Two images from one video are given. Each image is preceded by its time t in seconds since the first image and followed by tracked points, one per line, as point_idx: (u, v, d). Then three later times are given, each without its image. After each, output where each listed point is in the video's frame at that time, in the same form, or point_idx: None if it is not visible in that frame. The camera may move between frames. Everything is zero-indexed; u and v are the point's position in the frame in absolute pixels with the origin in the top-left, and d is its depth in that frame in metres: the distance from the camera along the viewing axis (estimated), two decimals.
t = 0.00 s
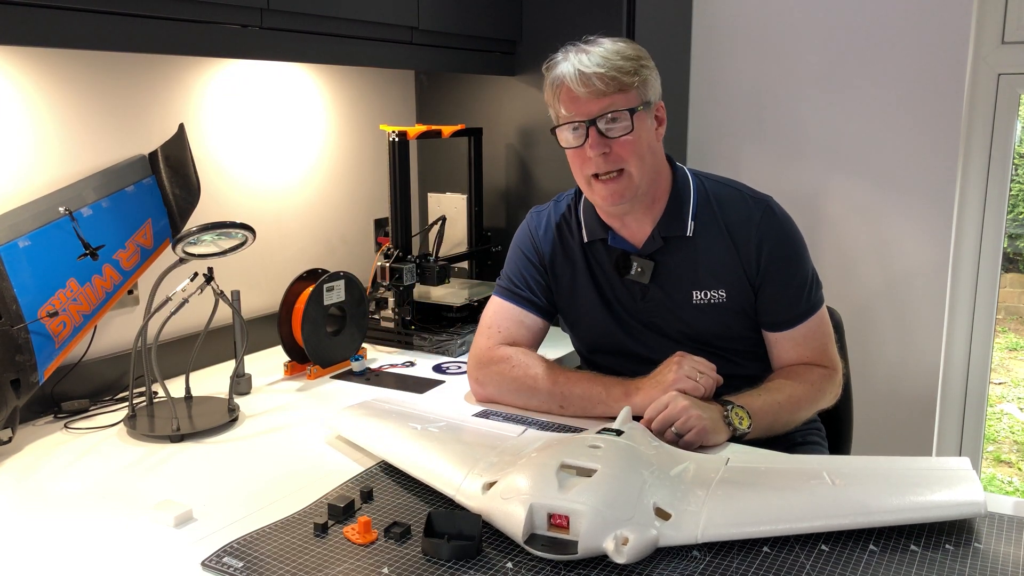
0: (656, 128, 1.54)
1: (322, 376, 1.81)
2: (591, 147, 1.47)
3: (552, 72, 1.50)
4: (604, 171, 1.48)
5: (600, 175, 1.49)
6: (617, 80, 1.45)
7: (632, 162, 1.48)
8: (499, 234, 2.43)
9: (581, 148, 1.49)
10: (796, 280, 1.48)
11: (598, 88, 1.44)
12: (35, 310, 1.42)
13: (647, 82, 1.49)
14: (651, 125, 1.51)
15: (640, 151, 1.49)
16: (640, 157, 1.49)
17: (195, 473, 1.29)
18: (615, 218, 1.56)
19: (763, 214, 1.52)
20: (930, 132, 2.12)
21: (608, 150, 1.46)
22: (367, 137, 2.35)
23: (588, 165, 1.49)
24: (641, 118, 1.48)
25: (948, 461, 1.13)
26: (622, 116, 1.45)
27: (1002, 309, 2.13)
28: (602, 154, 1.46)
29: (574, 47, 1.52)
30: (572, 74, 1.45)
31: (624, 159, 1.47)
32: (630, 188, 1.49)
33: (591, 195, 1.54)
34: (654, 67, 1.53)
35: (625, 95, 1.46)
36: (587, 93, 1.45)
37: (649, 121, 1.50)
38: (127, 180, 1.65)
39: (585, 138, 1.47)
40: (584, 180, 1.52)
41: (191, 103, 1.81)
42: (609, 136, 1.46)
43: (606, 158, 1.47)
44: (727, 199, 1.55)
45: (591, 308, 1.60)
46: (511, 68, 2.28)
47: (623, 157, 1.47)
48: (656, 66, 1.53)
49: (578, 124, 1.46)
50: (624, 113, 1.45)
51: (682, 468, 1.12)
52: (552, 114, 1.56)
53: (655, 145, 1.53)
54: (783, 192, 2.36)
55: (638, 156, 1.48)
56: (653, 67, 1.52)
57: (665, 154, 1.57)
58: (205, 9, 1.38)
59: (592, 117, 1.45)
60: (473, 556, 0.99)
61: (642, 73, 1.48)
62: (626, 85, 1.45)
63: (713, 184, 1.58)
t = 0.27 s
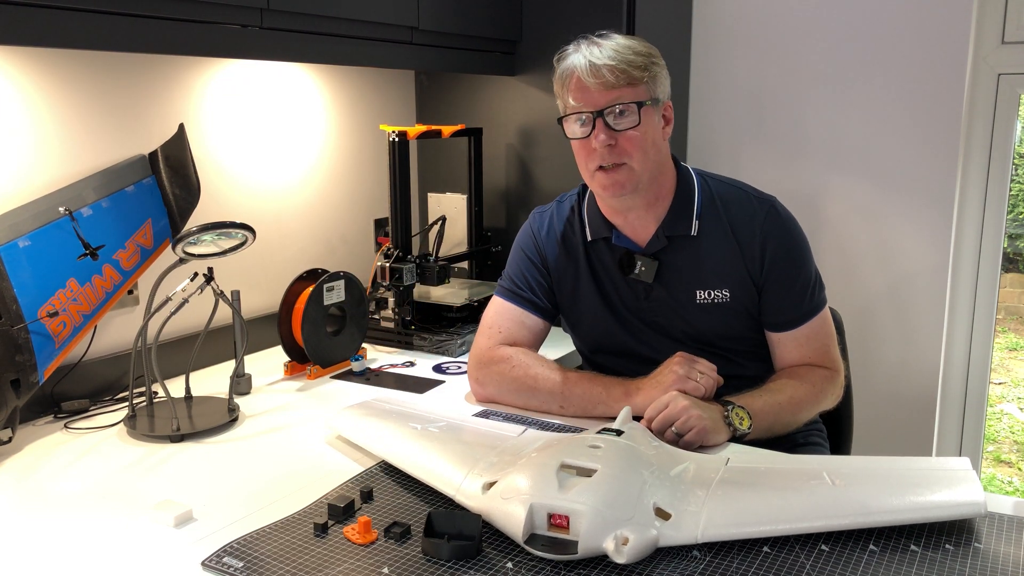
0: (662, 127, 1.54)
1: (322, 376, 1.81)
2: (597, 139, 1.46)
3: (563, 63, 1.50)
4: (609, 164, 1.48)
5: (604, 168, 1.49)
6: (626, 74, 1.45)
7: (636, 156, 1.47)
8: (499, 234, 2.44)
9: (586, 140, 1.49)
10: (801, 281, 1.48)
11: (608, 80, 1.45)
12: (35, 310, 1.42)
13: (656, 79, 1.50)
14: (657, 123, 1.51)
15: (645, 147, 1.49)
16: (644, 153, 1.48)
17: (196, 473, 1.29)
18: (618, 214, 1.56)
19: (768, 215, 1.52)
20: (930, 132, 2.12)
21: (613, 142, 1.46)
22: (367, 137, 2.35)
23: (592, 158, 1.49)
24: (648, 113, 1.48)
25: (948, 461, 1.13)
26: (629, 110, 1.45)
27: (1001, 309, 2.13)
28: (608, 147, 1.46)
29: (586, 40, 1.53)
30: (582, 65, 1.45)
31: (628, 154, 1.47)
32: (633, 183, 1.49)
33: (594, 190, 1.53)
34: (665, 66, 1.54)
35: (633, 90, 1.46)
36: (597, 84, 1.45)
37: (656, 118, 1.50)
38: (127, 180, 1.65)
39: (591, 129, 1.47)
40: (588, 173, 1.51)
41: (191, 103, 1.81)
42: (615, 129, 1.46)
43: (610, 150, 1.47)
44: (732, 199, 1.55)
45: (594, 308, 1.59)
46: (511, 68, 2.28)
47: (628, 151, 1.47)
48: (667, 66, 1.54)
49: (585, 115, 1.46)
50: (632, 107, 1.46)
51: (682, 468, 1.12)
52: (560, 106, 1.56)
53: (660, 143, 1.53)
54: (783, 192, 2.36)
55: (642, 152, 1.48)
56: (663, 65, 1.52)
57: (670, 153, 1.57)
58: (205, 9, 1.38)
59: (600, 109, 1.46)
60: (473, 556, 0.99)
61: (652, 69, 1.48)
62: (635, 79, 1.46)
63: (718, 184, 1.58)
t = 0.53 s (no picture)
0: (666, 128, 1.54)
1: (322, 376, 1.81)
2: (601, 138, 1.46)
3: (570, 61, 1.50)
4: (612, 164, 1.48)
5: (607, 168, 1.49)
6: (632, 74, 1.45)
7: (640, 157, 1.47)
8: (499, 234, 2.44)
9: (590, 139, 1.49)
10: (802, 282, 1.48)
11: (614, 80, 1.45)
12: (35, 310, 1.42)
13: (663, 80, 1.50)
14: (662, 124, 1.51)
15: (649, 148, 1.49)
16: (648, 154, 1.48)
17: (195, 473, 1.29)
18: (619, 214, 1.55)
19: (770, 215, 1.52)
20: (930, 132, 2.12)
21: (617, 142, 1.46)
22: (367, 137, 2.35)
23: (595, 157, 1.49)
24: (653, 114, 1.48)
25: (948, 462, 1.13)
26: (634, 110, 1.45)
27: (1001, 309, 2.13)
28: (612, 146, 1.46)
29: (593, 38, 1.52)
30: (589, 63, 1.45)
31: (632, 154, 1.47)
32: (635, 184, 1.49)
33: (596, 189, 1.53)
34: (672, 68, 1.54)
35: (639, 91, 1.46)
36: (603, 84, 1.45)
37: (660, 120, 1.50)
38: (126, 180, 1.65)
39: (596, 129, 1.47)
40: (591, 172, 1.51)
41: (191, 103, 1.81)
42: (619, 129, 1.46)
43: (614, 150, 1.47)
44: (734, 200, 1.55)
45: (595, 308, 1.59)
46: (511, 68, 2.28)
47: (632, 151, 1.47)
48: (673, 67, 1.54)
49: (590, 114, 1.46)
50: (637, 107, 1.46)
51: (683, 468, 1.12)
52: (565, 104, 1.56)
53: (664, 145, 1.53)
54: (782, 192, 2.36)
55: (646, 153, 1.48)
56: (670, 66, 1.52)
57: (673, 154, 1.57)
58: (205, 9, 1.38)
59: (605, 108, 1.46)
60: (473, 556, 0.99)
61: (658, 70, 1.48)
62: (642, 80, 1.46)
63: (720, 185, 1.58)
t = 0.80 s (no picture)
0: (676, 136, 1.55)
1: (322, 376, 1.81)
2: (616, 139, 1.46)
3: (593, 56, 1.49)
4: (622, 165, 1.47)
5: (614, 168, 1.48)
6: (655, 79, 1.45)
7: (649, 162, 1.48)
8: (499, 234, 2.44)
9: (602, 138, 1.48)
10: (799, 276, 1.48)
11: (637, 83, 1.45)
12: (35, 310, 1.42)
13: (680, 89, 1.50)
14: (673, 130, 1.52)
15: (659, 153, 1.49)
16: (657, 159, 1.49)
17: (195, 473, 1.29)
18: (621, 212, 1.55)
19: (767, 209, 1.51)
20: (930, 132, 2.12)
21: (629, 144, 1.46)
22: (367, 137, 2.35)
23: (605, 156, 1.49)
24: (668, 122, 1.48)
25: (948, 461, 1.13)
26: (652, 115, 1.45)
27: (1001, 309, 2.13)
28: (626, 148, 1.46)
29: (617, 37, 1.52)
30: (615, 63, 1.45)
31: (642, 158, 1.47)
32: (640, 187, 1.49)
33: (600, 188, 1.53)
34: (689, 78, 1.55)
35: (659, 97, 1.47)
36: (625, 85, 1.45)
37: (673, 126, 1.51)
38: (126, 180, 1.65)
39: (611, 128, 1.47)
40: (596, 170, 1.51)
41: (190, 102, 1.81)
42: (633, 132, 1.46)
43: (625, 152, 1.47)
44: (731, 194, 1.54)
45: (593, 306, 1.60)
46: (511, 68, 2.28)
47: (642, 155, 1.47)
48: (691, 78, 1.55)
49: (608, 113, 1.46)
50: (654, 113, 1.46)
51: (683, 468, 1.12)
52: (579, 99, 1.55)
53: (672, 151, 1.53)
54: (782, 192, 2.36)
55: (655, 158, 1.48)
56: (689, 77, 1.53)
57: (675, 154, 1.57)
58: (205, 9, 1.38)
59: (623, 109, 1.46)
60: (473, 556, 1.00)
61: (678, 80, 1.49)
62: (664, 86, 1.46)
63: (716, 179, 1.57)
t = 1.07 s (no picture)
0: (675, 138, 1.55)
1: (322, 376, 1.81)
2: (615, 143, 1.46)
3: (593, 58, 1.47)
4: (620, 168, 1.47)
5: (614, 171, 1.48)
6: (655, 83, 1.45)
7: (648, 165, 1.48)
8: (499, 234, 2.44)
9: (602, 141, 1.48)
10: (800, 279, 1.48)
11: (637, 86, 1.44)
12: (35, 310, 1.42)
13: (680, 92, 1.50)
14: (672, 134, 1.52)
15: (657, 156, 1.49)
16: (656, 162, 1.49)
17: (195, 473, 1.29)
18: (619, 214, 1.55)
19: (768, 213, 1.52)
20: (929, 132, 2.12)
21: (629, 148, 1.46)
22: (367, 137, 2.35)
23: (604, 158, 1.48)
24: (667, 125, 1.48)
25: (948, 462, 1.13)
26: (652, 118, 1.45)
27: (1001, 309, 2.13)
28: (625, 152, 1.46)
29: (616, 37, 1.50)
30: (615, 66, 1.44)
31: (641, 161, 1.47)
32: (639, 190, 1.49)
33: (599, 190, 1.52)
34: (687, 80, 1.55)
35: (659, 100, 1.46)
36: (626, 88, 1.44)
37: (672, 129, 1.51)
38: (126, 180, 1.65)
39: (611, 131, 1.46)
40: (596, 172, 1.50)
41: (191, 102, 1.81)
42: (634, 135, 1.45)
43: (625, 155, 1.46)
44: (732, 197, 1.55)
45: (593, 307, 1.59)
46: (511, 68, 2.28)
47: (641, 158, 1.47)
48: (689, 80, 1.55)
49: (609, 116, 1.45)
50: (655, 117, 1.45)
51: (683, 469, 1.12)
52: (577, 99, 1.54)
53: (671, 154, 1.53)
54: (782, 192, 2.36)
55: (654, 161, 1.49)
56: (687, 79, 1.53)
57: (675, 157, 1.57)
58: (205, 9, 1.38)
59: (624, 113, 1.45)
60: (473, 556, 1.00)
61: (677, 83, 1.49)
62: (663, 90, 1.46)
63: (717, 182, 1.57)
